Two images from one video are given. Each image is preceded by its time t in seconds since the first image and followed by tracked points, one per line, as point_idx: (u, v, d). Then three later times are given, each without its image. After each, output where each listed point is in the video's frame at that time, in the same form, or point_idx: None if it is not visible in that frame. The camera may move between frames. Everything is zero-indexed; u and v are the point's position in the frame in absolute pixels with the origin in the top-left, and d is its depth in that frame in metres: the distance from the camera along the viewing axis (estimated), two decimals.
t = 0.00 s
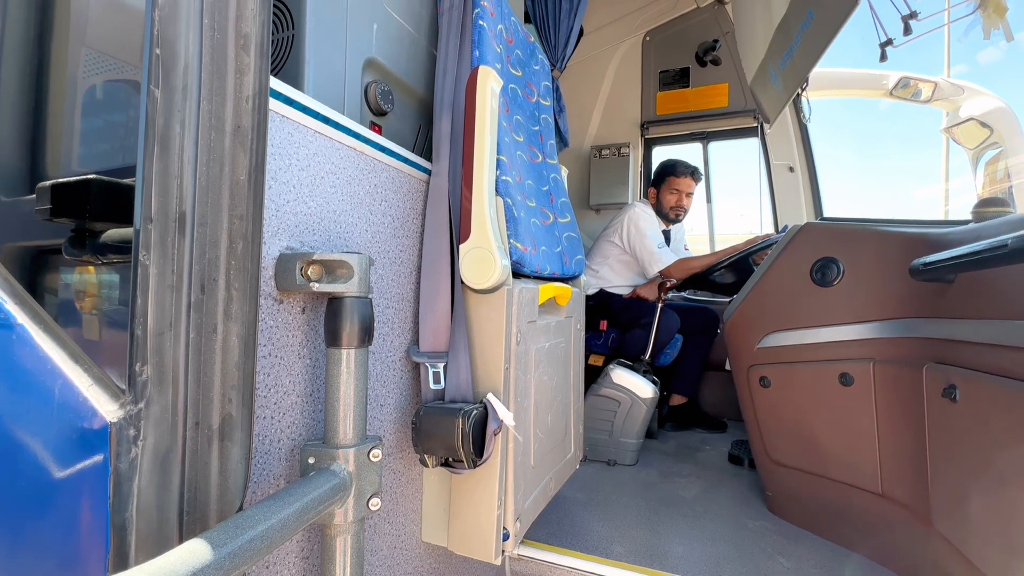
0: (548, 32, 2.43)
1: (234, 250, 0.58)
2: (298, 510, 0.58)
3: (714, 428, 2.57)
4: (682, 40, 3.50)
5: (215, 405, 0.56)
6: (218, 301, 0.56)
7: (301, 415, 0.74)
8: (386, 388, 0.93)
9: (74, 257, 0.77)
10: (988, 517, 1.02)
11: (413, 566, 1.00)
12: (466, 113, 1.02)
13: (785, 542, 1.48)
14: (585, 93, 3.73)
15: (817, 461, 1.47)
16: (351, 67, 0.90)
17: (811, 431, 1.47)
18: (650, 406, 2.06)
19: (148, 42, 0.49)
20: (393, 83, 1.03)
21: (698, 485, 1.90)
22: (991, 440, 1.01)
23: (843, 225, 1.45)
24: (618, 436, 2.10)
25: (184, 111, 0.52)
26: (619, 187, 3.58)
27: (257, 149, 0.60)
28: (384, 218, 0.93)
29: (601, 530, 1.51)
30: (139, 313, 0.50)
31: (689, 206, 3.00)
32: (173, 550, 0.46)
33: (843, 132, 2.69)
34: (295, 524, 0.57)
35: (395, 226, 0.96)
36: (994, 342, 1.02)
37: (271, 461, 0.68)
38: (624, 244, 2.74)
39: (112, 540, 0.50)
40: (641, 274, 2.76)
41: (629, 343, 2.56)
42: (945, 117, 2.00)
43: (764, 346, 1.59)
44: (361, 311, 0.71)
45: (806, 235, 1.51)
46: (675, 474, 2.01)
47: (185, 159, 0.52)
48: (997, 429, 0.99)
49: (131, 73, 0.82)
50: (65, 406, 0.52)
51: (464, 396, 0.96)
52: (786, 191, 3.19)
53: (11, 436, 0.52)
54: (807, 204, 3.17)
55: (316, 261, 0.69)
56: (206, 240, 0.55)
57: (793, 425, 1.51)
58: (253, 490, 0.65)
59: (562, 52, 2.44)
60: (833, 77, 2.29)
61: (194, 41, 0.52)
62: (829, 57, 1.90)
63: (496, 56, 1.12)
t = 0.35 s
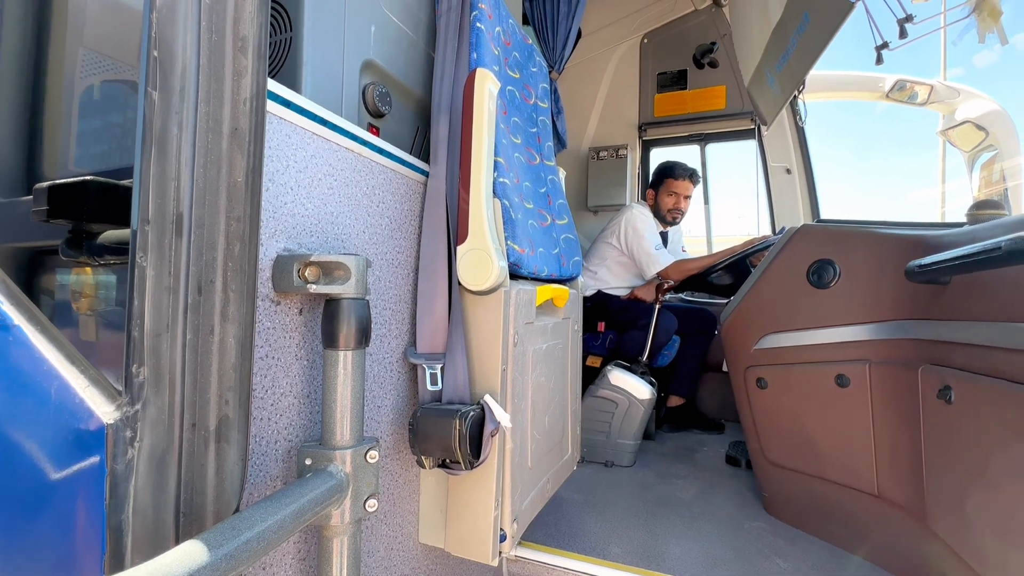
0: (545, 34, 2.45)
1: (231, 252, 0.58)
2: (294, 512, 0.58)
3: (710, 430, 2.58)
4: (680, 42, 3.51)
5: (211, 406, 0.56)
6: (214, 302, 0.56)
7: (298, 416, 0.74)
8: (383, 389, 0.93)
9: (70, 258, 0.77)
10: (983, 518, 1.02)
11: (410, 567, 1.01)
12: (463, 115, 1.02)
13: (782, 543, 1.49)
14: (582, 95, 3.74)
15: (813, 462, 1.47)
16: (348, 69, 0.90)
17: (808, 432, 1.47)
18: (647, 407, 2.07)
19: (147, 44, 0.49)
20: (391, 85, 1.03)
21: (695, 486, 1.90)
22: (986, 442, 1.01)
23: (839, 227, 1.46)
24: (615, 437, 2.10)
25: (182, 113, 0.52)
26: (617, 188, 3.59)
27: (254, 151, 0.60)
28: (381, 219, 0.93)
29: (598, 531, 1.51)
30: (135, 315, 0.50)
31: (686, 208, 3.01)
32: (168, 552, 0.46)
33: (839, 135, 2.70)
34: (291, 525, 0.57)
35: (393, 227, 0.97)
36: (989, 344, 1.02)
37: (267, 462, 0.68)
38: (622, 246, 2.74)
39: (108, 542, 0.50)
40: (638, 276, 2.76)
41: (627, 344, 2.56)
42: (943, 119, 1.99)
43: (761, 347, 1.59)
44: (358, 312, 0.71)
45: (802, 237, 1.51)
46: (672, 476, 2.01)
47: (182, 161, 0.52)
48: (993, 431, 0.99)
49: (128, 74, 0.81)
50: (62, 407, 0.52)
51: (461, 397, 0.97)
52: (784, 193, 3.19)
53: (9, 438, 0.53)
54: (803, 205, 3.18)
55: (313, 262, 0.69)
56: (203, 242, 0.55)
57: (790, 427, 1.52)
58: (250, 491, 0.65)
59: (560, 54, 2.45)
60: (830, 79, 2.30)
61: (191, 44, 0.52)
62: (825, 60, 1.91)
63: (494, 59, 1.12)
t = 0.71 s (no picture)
0: (545, 36, 2.47)
1: (228, 251, 0.57)
2: (291, 514, 0.58)
3: (710, 431, 2.57)
4: (679, 44, 3.52)
5: (207, 407, 0.56)
6: (211, 302, 0.56)
7: (295, 417, 0.73)
8: (382, 390, 0.93)
9: (67, 258, 0.76)
10: (983, 520, 1.02)
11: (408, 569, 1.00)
12: (462, 115, 1.02)
13: (782, 544, 1.48)
14: (582, 96, 3.74)
15: (813, 463, 1.47)
16: (347, 69, 0.90)
17: (808, 433, 1.47)
18: (647, 408, 2.06)
19: (142, 43, 0.50)
20: (390, 85, 1.03)
21: (695, 487, 1.90)
22: (987, 443, 1.01)
23: (838, 228, 1.45)
24: (614, 439, 2.10)
25: (178, 112, 0.52)
26: (616, 189, 3.59)
27: (251, 150, 0.59)
28: (380, 219, 0.93)
29: (597, 533, 1.51)
30: (130, 316, 0.50)
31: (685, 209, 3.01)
32: (162, 555, 0.45)
33: (839, 135, 2.70)
34: (287, 527, 0.57)
35: (391, 227, 0.96)
36: (989, 344, 1.02)
37: (264, 464, 0.68)
38: (622, 246, 2.74)
39: (102, 544, 0.50)
40: (638, 277, 2.76)
41: (626, 345, 2.56)
42: (939, 121, 2.01)
43: (760, 348, 1.59)
44: (356, 313, 0.71)
45: (801, 238, 1.51)
46: (672, 477, 2.01)
47: (178, 160, 0.52)
48: (994, 432, 0.99)
49: (126, 74, 0.81)
50: (56, 408, 0.51)
51: (459, 398, 0.97)
52: (784, 195, 3.18)
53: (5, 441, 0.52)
54: (802, 206, 3.18)
55: (310, 262, 0.68)
56: (199, 242, 0.54)
57: (790, 428, 1.51)
58: (246, 492, 0.65)
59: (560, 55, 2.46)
60: (829, 80, 2.30)
61: (188, 42, 0.52)
62: (824, 61, 1.91)
63: (493, 58, 1.12)
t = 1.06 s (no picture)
0: (545, 38, 2.56)
1: (229, 255, 0.58)
2: (291, 515, 0.58)
3: (711, 432, 2.57)
4: (679, 46, 3.53)
5: (208, 410, 0.57)
6: (212, 306, 0.57)
7: (295, 419, 0.74)
8: (382, 392, 0.93)
9: (68, 262, 0.78)
10: (982, 521, 1.02)
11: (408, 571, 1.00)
12: (461, 119, 1.02)
13: (782, 546, 1.48)
14: (582, 98, 3.75)
15: (812, 465, 1.47)
16: (347, 74, 0.91)
17: (807, 435, 1.47)
18: (647, 410, 2.07)
19: (145, 49, 0.49)
20: (390, 89, 1.03)
21: (695, 489, 1.90)
22: (985, 445, 1.01)
23: (837, 230, 1.46)
24: (615, 440, 2.10)
25: (180, 117, 0.52)
26: (616, 191, 3.60)
27: (252, 156, 0.60)
28: (380, 222, 0.93)
29: (597, 535, 1.51)
30: (133, 319, 0.50)
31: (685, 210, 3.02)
32: (164, 556, 0.46)
33: (838, 137, 2.70)
34: (288, 529, 0.57)
35: (392, 230, 0.97)
36: (987, 347, 1.02)
37: (265, 466, 0.69)
38: (622, 248, 2.75)
39: (104, 546, 0.49)
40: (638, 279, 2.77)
41: (626, 347, 2.56)
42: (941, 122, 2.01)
43: (760, 350, 1.59)
44: (356, 316, 0.72)
45: (800, 240, 1.51)
46: (672, 479, 2.01)
47: (180, 165, 0.53)
48: (993, 434, 0.99)
49: (129, 78, 0.82)
50: (59, 410, 0.52)
51: (459, 400, 0.97)
52: (782, 197, 3.18)
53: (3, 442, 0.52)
54: (803, 208, 3.18)
55: (310, 266, 0.69)
56: (201, 246, 0.55)
57: (789, 429, 1.52)
58: (247, 494, 0.65)
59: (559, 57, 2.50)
60: (829, 82, 2.30)
61: (190, 48, 0.53)
62: (824, 63, 1.91)
63: (493, 62, 1.12)
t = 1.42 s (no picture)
0: (546, 40, 2.58)
1: (230, 258, 0.58)
2: (291, 517, 0.59)
3: (712, 434, 2.57)
4: (680, 48, 3.53)
5: (209, 412, 0.57)
6: (213, 308, 0.57)
7: (296, 421, 0.74)
8: (382, 394, 0.93)
9: (71, 264, 0.78)
10: (984, 523, 1.02)
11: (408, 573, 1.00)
12: (462, 122, 1.03)
13: (783, 548, 1.48)
14: (582, 99, 3.76)
15: (813, 466, 1.47)
16: (348, 77, 0.91)
17: (808, 437, 1.47)
18: (648, 412, 2.06)
19: (147, 55, 0.50)
20: (390, 92, 1.04)
21: (696, 491, 1.90)
22: (986, 447, 1.01)
23: (837, 232, 1.46)
24: (615, 442, 2.10)
25: (182, 122, 0.53)
26: (617, 193, 3.60)
27: (254, 159, 0.60)
28: (380, 225, 0.94)
29: (598, 537, 1.51)
30: (135, 321, 0.50)
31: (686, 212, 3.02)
32: (165, 557, 0.46)
33: (839, 138, 2.70)
34: (288, 530, 0.57)
35: (392, 233, 0.97)
36: (988, 348, 1.02)
37: (265, 467, 0.69)
38: (623, 250, 2.75)
39: (105, 547, 0.50)
40: (639, 280, 2.77)
41: (627, 348, 2.56)
42: (943, 123, 2.02)
43: (760, 352, 1.59)
44: (356, 318, 0.72)
45: (800, 242, 1.51)
46: (673, 481, 2.01)
47: (181, 168, 0.53)
48: (994, 436, 0.99)
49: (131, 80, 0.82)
50: (62, 412, 0.52)
51: (459, 402, 0.97)
52: (784, 198, 3.19)
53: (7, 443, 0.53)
54: (804, 209, 3.18)
55: (311, 268, 0.69)
56: (202, 249, 0.55)
57: (790, 431, 1.51)
58: (247, 496, 0.65)
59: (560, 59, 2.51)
60: (830, 84, 2.30)
61: (191, 53, 0.53)
62: (824, 65, 1.92)
63: (493, 65, 1.12)
